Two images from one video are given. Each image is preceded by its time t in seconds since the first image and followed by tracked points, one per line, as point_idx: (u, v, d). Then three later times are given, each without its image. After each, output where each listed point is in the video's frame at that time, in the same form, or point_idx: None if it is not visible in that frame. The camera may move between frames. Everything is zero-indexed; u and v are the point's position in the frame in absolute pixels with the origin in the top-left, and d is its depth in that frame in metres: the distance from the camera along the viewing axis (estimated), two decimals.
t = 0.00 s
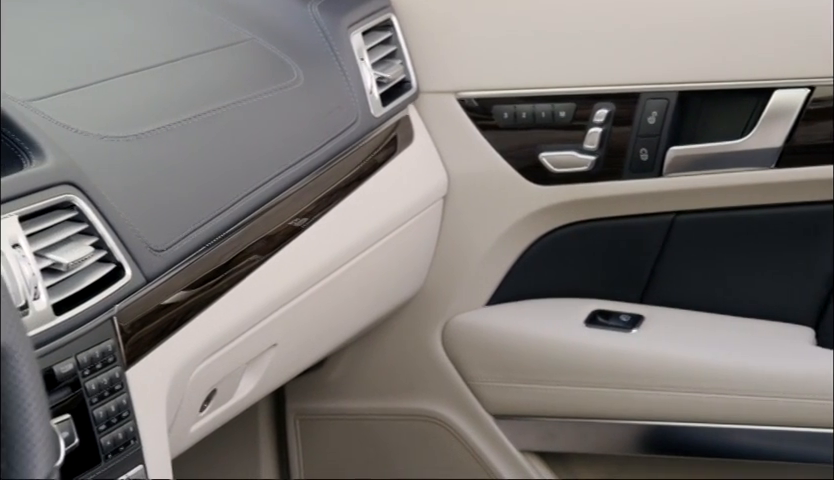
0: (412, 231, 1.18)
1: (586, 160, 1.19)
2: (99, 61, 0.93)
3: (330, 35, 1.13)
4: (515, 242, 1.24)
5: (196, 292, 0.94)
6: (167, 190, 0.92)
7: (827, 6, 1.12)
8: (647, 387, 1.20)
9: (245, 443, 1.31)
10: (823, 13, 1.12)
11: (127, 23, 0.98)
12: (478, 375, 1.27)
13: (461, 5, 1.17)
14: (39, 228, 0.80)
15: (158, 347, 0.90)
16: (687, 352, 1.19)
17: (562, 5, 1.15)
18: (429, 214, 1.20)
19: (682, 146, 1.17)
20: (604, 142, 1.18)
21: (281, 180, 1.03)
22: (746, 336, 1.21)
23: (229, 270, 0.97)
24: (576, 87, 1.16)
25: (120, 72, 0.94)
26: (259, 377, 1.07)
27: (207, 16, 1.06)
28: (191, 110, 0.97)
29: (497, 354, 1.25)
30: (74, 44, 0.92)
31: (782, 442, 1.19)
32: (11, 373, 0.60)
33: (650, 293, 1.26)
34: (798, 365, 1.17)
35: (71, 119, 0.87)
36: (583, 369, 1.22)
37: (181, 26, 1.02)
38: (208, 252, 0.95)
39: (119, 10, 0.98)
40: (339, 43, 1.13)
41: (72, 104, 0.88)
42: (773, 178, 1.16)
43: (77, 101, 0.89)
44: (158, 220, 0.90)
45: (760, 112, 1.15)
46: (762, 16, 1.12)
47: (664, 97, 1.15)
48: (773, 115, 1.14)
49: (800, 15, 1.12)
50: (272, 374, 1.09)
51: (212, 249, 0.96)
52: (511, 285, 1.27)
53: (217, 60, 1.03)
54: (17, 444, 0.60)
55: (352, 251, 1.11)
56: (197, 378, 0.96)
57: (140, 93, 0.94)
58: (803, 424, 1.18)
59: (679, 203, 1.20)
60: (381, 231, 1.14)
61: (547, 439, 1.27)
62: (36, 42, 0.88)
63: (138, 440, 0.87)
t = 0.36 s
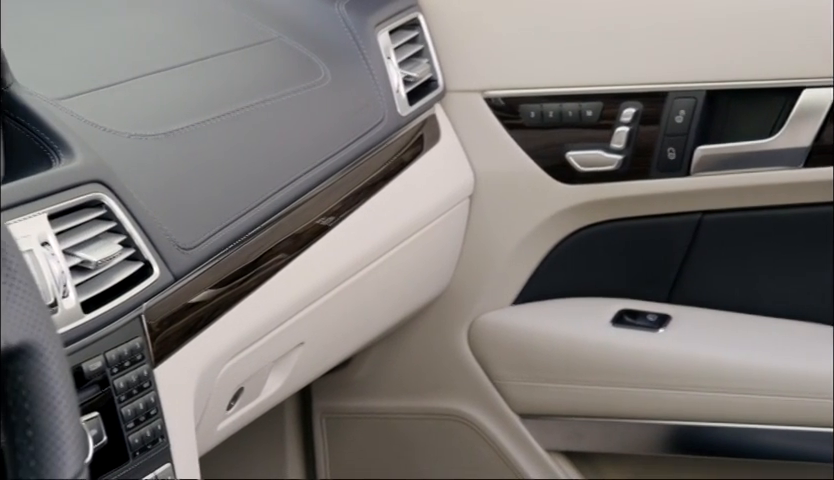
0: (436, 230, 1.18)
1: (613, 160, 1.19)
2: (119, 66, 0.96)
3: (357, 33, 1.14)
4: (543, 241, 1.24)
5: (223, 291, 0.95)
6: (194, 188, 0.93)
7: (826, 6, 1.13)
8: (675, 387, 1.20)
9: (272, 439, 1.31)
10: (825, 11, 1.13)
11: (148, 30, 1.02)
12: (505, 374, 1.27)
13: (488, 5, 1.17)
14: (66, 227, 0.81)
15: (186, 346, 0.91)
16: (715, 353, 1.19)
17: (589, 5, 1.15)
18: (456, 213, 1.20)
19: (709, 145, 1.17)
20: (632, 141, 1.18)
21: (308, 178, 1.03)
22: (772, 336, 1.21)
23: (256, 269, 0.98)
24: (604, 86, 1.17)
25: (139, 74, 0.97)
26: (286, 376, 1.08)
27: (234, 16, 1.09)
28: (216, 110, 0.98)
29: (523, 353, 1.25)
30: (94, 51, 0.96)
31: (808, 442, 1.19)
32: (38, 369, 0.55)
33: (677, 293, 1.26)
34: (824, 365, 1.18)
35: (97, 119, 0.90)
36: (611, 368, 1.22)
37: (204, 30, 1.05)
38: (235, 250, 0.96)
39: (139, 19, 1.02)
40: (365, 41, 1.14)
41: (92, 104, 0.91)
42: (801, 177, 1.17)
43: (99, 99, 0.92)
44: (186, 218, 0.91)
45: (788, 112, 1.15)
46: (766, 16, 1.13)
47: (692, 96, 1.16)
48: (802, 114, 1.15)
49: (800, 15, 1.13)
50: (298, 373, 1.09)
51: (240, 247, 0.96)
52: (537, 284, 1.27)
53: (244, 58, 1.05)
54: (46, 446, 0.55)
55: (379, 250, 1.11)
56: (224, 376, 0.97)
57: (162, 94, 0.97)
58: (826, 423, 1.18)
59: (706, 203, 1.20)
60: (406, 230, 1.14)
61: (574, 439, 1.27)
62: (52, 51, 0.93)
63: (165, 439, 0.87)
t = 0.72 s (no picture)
0: (462, 230, 1.18)
1: (640, 159, 1.19)
2: (144, 67, 0.98)
3: (385, 32, 1.15)
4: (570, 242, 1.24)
5: (244, 295, 0.95)
6: (221, 187, 0.94)
7: (827, 6, 1.13)
8: (702, 387, 1.20)
9: (299, 438, 1.32)
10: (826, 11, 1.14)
11: (174, 33, 1.04)
12: (531, 373, 1.27)
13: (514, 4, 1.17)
14: (95, 225, 0.82)
15: (214, 344, 0.92)
16: (742, 352, 1.19)
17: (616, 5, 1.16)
18: (483, 212, 1.20)
19: (737, 145, 1.17)
20: (659, 141, 1.18)
21: (334, 178, 1.04)
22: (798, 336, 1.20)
23: (283, 268, 0.99)
24: (631, 85, 1.17)
25: (164, 74, 0.99)
26: (313, 374, 1.08)
27: (261, 16, 1.11)
28: (242, 109, 1.00)
29: (550, 353, 1.25)
30: (118, 54, 0.98)
31: None
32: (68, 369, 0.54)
33: (704, 293, 1.25)
34: None
35: (127, 119, 0.92)
36: (639, 368, 1.21)
37: (229, 32, 1.07)
38: (262, 250, 0.97)
39: (163, 26, 1.04)
40: (393, 39, 1.15)
41: (118, 104, 0.93)
42: (829, 177, 1.17)
43: (125, 98, 0.94)
44: (214, 217, 0.92)
45: (816, 112, 1.16)
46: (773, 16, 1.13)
47: (720, 96, 1.16)
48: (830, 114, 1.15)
49: (801, 15, 1.13)
50: (324, 372, 1.10)
51: (268, 246, 0.97)
52: (563, 284, 1.26)
53: (270, 57, 1.06)
54: (76, 449, 0.54)
55: (406, 249, 1.11)
56: (251, 375, 0.98)
57: (188, 92, 0.98)
58: None
59: (733, 203, 1.20)
60: (432, 229, 1.14)
61: (601, 439, 1.27)
62: (78, 57, 0.96)
63: (192, 437, 0.88)
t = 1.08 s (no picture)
0: (491, 230, 1.18)
1: (669, 158, 1.19)
2: (175, 66, 1.00)
3: (414, 31, 1.16)
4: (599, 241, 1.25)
5: (275, 292, 0.96)
6: (251, 186, 0.95)
7: (826, 6, 1.13)
8: (731, 387, 1.19)
9: (328, 437, 1.31)
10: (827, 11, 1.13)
11: (205, 30, 1.05)
12: (559, 373, 1.27)
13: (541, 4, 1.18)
14: (126, 223, 0.83)
15: (244, 342, 0.92)
16: (773, 355, 1.18)
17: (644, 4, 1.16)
18: (511, 211, 1.21)
19: (768, 144, 1.17)
20: (688, 140, 1.19)
21: (362, 177, 1.05)
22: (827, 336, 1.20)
23: (312, 266, 0.99)
24: (661, 84, 1.17)
25: (195, 72, 1.00)
26: (341, 373, 1.08)
27: (291, 14, 1.12)
28: (271, 108, 1.01)
29: (580, 351, 1.25)
30: (151, 53, 1.00)
31: None
32: (99, 366, 0.56)
33: (734, 292, 1.25)
34: None
35: (156, 116, 0.93)
36: (669, 368, 1.21)
37: (260, 30, 1.08)
38: (290, 249, 0.97)
39: (193, 25, 1.05)
40: (422, 38, 1.16)
41: (148, 102, 0.94)
42: None
43: (155, 97, 0.95)
44: (243, 216, 0.93)
45: None
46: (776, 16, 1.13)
47: (750, 95, 1.16)
48: None
49: (800, 15, 1.13)
50: (353, 371, 1.10)
51: (297, 244, 0.98)
52: (592, 281, 1.27)
53: (300, 55, 1.08)
54: (106, 443, 0.56)
55: (435, 248, 1.12)
56: (281, 374, 0.98)
57: (218, 91, 0.99)
58: None
59: (761, 202, 1.20)
60: (459, 226, 1.14)
61: (630, 440, 1.26)
62: (109, 57, 0.97)
63: (223, 435, 0.88)
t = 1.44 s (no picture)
0: (517, 228, 1.18)
1: (697, 156, 1.19)
2: (202, 65, 1.00)
3: (440, 29, 1.17)
4: (626, 239, 1.25)
5: (303, 289, 0.96)
6: (277, 184, 0.95)
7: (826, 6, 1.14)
8: (758, 386, 1.19)
9: (355, 433, 1.29)
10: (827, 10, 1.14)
11: (234, 28, 1.06)
12: (586, 372, 1.28)
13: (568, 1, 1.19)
14: (154, 221, 0.83)
15: (271, 339, 0.93)
16: (801, 352, 1.18)
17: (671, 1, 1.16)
18: (537, 210, 1.21)
19: (796, 142, 1.17)
20: (716, 138, 1.19)
21: (389, 175, 1.05)
22: None
23: (339, 264, 1.00)
24: (689, 82, 1.17)
25: (225, 69, 1.01)
26: (368, 370, 1.09)
27: (318, 12, 1.13)
28: (296, 107, 1.01)
29: (607, 349, 1.26)
30: (180, 50, 1.01)
31: None
32: (128, 363, 0.56)
33: (762, 292, 1.25)
34: None
35: (186, 115, 0.94)
36: (698, 367, 1.21)
37: (286, 29, 1.08)
38: (317, 246, 0.98)
39: (220, 23, 1.06)
40: (449, 36, 1.17)
41: (175, 101, 0.95)
42: None
43: (181, 95, 0.96)
44: (271, 214, 0.93)
45: None
46: (801, 15, 1.14)
47: (778, 93, 1.16)
48: None
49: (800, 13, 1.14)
50: (381, 368, 1.10)
51: (324, 241, 0.98)
52: (618, 283, 1.27)
53: (326, 54, 1.08)
54: (135, 439, 0.56)
55: (464, 245, 1.12)
56: (307, 372, 0.99)
57: (244, 89, 1.00)
58: None
59: (788, 201, 1.20)
60: (485, 225, 1.14)
61: (656, 438, 1.26)
62: (137, 55, 0.97)
63: (250, 432, 0.89)
